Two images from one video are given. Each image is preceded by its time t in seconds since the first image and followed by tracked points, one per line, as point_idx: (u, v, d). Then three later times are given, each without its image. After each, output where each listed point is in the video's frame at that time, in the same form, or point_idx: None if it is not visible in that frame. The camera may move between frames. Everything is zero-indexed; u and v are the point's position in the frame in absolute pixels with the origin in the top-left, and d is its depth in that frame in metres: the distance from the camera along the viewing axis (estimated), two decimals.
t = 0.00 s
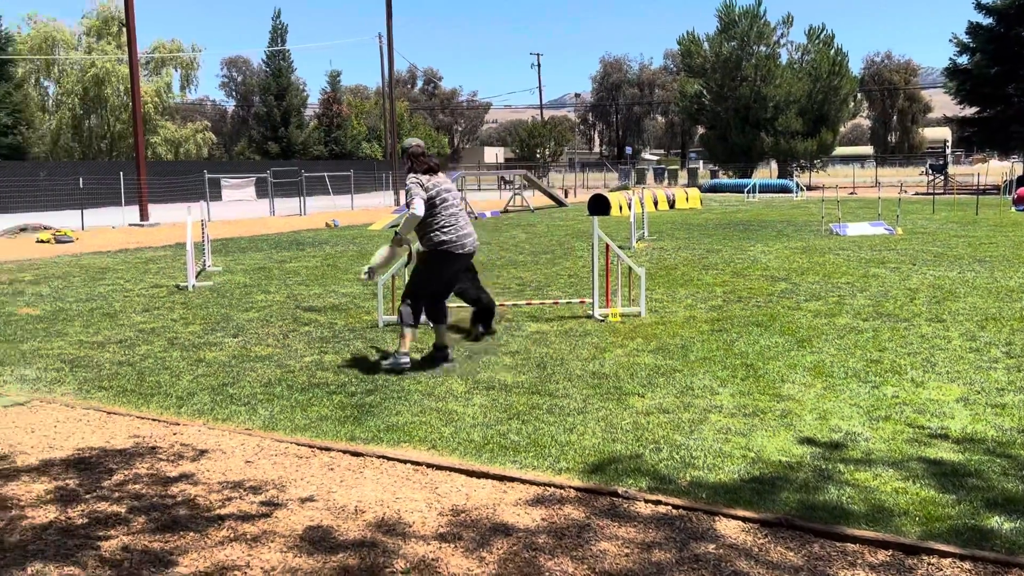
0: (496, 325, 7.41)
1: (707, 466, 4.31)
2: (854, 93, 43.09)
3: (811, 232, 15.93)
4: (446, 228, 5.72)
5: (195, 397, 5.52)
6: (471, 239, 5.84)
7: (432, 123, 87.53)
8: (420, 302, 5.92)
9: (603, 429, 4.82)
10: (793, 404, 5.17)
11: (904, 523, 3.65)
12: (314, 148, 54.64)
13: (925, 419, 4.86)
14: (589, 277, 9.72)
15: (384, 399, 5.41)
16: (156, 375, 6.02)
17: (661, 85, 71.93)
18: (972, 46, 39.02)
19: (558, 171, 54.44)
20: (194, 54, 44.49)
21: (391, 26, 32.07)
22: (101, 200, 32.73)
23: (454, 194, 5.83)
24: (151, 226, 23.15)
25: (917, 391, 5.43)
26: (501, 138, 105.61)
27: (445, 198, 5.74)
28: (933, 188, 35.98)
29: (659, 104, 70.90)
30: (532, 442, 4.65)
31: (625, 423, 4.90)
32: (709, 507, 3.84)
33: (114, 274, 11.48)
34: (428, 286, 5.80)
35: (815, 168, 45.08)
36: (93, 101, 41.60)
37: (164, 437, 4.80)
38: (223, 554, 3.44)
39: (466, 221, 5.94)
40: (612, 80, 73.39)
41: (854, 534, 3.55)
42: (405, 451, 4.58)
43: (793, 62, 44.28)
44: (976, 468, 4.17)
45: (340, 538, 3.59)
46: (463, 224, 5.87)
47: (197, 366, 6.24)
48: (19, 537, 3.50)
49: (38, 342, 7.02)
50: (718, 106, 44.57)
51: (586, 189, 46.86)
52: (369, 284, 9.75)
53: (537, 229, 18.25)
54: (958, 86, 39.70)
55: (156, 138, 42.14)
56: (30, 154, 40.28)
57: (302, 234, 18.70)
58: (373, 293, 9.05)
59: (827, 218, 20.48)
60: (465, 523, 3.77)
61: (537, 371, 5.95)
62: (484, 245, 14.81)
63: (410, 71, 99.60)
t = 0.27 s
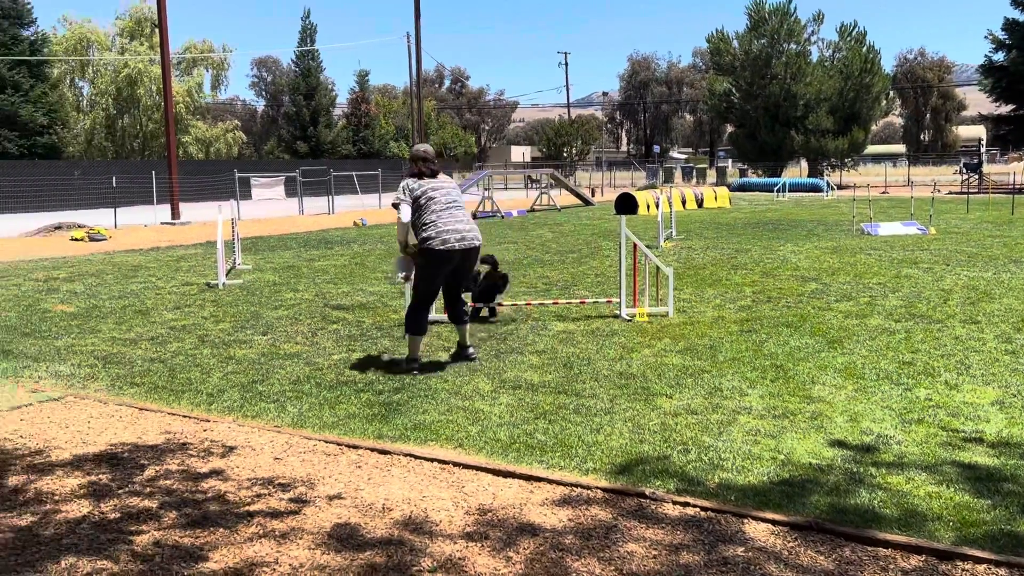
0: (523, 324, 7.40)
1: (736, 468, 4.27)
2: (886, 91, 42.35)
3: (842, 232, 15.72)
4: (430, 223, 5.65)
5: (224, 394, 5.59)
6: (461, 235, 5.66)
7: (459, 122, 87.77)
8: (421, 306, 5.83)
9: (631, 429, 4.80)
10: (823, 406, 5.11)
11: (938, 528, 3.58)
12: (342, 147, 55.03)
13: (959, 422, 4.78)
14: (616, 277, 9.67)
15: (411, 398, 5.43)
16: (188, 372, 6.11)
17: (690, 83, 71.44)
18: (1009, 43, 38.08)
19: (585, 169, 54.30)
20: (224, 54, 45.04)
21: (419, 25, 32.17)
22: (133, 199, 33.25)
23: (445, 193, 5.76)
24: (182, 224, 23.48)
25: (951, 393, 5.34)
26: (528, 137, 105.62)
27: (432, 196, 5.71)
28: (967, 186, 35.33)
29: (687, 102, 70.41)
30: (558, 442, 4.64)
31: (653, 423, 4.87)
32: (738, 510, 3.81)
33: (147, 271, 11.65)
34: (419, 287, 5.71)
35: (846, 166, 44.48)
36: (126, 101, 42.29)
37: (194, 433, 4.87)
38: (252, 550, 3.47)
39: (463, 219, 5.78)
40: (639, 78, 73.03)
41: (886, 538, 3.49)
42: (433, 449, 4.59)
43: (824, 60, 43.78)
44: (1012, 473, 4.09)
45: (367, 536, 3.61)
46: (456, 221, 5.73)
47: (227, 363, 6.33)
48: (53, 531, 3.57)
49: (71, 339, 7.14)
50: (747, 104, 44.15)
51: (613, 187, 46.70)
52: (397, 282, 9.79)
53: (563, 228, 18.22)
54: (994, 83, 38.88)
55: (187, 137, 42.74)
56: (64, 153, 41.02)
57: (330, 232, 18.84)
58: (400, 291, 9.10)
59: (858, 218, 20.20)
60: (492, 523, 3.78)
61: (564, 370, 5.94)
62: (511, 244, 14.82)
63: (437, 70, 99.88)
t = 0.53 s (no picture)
0: (537, 323, 7.40)
1: (751, 469, 4.24)
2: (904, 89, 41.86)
3: (859, 231, 15.60)
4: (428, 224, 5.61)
5: (240, 393, 5.62)
6: (451, 237, 5.49)
7: (473, 121, 87.84)
8: (429, 309, 5.78)
9: (645, 429, 4.79)
10: (840, 407, 5.08)
11: (957, 531, 3.55)
12: (357, 146, 55.20)
13: (978, 424, 4.73)
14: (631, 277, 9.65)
15: (426, 397, 5.44)
16: (204, 370, 6.14)
17: (705, 82, 71.12)
18: None
19: (599, 168, 54.21)
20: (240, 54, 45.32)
21: (434, 25, 32.21)
22: (150, 198, 33.49)
23: (448, 196, 5.66)
24: (199, 223, 23.63)
25: (970, 394, 5.28)
26: (543, 136, 105.55)
27: (437, 198, 5.66)
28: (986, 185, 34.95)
29: (703, 101, 70.14)
30: (573, 442, 4.63)
31: (668, 424, 4.86)
32: (754, 511, 3.79)
33: (163, 270, 11.72)
34: (417, 288, 5.69)
35: (863, 165, 44.15)
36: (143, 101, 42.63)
37: (210, 431, 4.90)
38: (268, 548, 3.49)
39: (465, 222, 5.58)
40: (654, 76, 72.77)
41: (904, 540, 3.46)
42: (447, 449, 4.60)
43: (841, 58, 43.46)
44: None
45: (382, 535, 3.62)
46: (455, 223, 5.56)
47: (243, 362, 6.36)
48: (71, 528, 3.60)
49: (89, 337, 7.20)
50: (763, 103, 44.00)
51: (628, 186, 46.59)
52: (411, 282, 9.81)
53: (578, 228, 18.18)
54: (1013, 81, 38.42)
55: (203, 137, 43.04)
56: (83, 153, 41.37)
57: (345, 232, 18.90)
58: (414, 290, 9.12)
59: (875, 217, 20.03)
60: (506, 522, 3.78)
61: (578, 370, 5.94)
62: (525, 243, 14.81)
63: (452, 70, 100.02)
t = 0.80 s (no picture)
0: (537, 323, 7.39)
1: (752, 468, 4.25)
2: (904, 88, 41.84)
3: (860, 231, 15.60)
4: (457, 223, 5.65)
5: (241, 392, 5.62)
6: (458, 236, 5.42)
7: (473, 121, 87.87)
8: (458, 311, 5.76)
9: (646, 428, 4.79)
10: (840, 406, 5.08)
11: (957, 530, 3.55)
12: (357, 146, 55.18)
13: (978, 423, 4.74)
14: (630, 275, 9.65)
15: (426, 396, 5.44)
16: (204, 370, 6.14)
17: (705, 81, 71.13)
18: None
19: (599, 168, 54.25)
20: (240, 54, 45.32)
21: (433, 24, 32.19)
22: (151, 198, 33.48)
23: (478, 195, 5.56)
24: (199, 223, 23.61)
25: (969, 393, 5.29)
26: (543, 135, 105.64)
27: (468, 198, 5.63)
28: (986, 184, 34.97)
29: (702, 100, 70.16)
30: (573, 441, 4.63)
31: (668, 423, 4.86)
32: (754, 511, 3.79)
33: (163, 270, 11.70)
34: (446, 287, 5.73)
35: (863, 165, 44.16)
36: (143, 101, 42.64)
37: (210, 431, 4.90)
38: (268, 548, 3.49)
39: (478, 220, 5.42)
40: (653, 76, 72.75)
41: (904, 539, 3.46)
42: (449, 448, 4.60)
43: (840, 57, 43.44)
44: None
45: (383, 535, 3.62)
46: (472, 221, 5.45)
47: (243, 362, 6.35)
48: (71, 528, 3.60)
49: (89, 337, 7.20)
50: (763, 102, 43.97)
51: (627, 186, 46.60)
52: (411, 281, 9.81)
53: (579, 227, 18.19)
54: (1013, 81, 38.39)
55: (203, 137, 43.03)
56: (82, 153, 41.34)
57: (345, 231, 18.89)
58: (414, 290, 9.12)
59: (876, 216, 20.04)
60: (508, 522, 3.78)
61: (578, 370, 5.94)
62: (526, 242, 14.82)
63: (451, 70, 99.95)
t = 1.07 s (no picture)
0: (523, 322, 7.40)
1: (736, 465, 4.27)
2: (885, 88, 42.25)
3: (842, 229, 15.72)
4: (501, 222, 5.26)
5: (224, 393, 5.59)
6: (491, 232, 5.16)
7: (458, 121, 87.82)
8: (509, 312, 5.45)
9: (631, 426, 4.80)
10: (823, 403, 5.11)
11: (937, 525, 3.58)
12: (342, 146, 54.98)
13: (958, 419, 4.78)
14: (615, 275, 9.68)
15: (411, 396, 5.43)
16: (187, 371, 6.10)
17: (689, 81, 71.42)
18: (1008, 41, 37.98)
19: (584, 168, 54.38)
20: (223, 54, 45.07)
21: (418, 24, 32.11)
22: (133, 199, 33.21)
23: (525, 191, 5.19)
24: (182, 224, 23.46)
25: (950, 390, 5.35)
26: (528, 135, 105.75)
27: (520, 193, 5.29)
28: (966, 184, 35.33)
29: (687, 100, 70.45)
30: (558, 440, 4.64)
31: (652, 421, 4.88)
32: (738, 508, 3.81)
33: (145, 271, 11.62)
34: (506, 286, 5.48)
35: (845, 164, 44.50)
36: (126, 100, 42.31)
37: (193, 432, 4.87)
38: (252, 549, 3.47)
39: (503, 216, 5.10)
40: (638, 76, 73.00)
41: (886, 535, 3.49)
42: (434, 448, 4.59)
43: (823, 58, 43.70)
44: (1011, 470, 4.09)
45: (367, 535, 3.61)
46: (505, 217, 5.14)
47: (226, 362, 6.32)
48: (51, 530, 3.57)
49: (70, 338, 7.13)
50: (747, 102, 44.18)
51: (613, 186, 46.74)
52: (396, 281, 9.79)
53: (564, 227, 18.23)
54: (993, 81, 38.78)
55: (186, 137, 42.74)
56: (64, 153, 40.95)
57: (329, 231, 18.84)
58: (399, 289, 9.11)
59: (859, 215, 20.20)
60: (493, 521, 3.78)
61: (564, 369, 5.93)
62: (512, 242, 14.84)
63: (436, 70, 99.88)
